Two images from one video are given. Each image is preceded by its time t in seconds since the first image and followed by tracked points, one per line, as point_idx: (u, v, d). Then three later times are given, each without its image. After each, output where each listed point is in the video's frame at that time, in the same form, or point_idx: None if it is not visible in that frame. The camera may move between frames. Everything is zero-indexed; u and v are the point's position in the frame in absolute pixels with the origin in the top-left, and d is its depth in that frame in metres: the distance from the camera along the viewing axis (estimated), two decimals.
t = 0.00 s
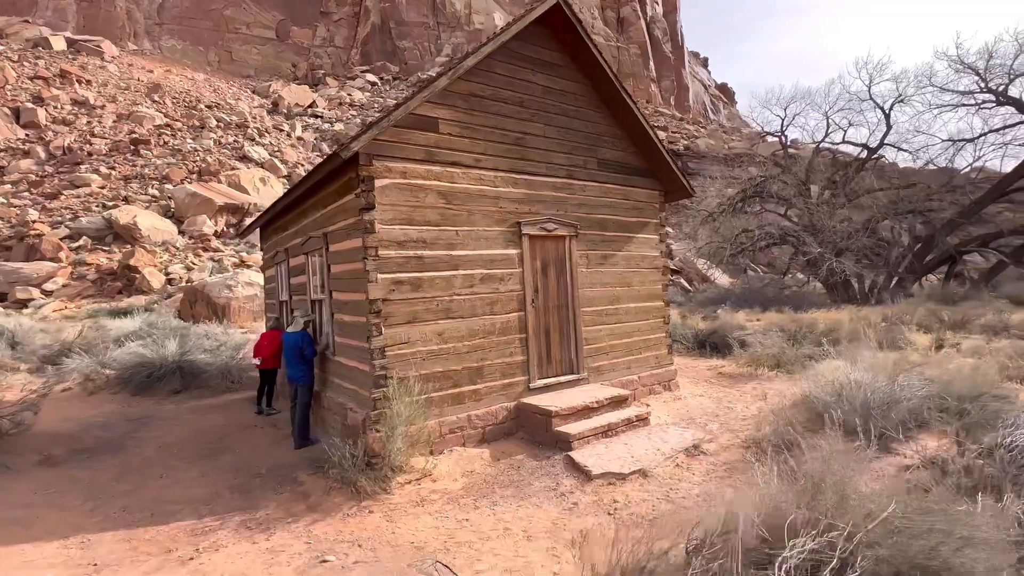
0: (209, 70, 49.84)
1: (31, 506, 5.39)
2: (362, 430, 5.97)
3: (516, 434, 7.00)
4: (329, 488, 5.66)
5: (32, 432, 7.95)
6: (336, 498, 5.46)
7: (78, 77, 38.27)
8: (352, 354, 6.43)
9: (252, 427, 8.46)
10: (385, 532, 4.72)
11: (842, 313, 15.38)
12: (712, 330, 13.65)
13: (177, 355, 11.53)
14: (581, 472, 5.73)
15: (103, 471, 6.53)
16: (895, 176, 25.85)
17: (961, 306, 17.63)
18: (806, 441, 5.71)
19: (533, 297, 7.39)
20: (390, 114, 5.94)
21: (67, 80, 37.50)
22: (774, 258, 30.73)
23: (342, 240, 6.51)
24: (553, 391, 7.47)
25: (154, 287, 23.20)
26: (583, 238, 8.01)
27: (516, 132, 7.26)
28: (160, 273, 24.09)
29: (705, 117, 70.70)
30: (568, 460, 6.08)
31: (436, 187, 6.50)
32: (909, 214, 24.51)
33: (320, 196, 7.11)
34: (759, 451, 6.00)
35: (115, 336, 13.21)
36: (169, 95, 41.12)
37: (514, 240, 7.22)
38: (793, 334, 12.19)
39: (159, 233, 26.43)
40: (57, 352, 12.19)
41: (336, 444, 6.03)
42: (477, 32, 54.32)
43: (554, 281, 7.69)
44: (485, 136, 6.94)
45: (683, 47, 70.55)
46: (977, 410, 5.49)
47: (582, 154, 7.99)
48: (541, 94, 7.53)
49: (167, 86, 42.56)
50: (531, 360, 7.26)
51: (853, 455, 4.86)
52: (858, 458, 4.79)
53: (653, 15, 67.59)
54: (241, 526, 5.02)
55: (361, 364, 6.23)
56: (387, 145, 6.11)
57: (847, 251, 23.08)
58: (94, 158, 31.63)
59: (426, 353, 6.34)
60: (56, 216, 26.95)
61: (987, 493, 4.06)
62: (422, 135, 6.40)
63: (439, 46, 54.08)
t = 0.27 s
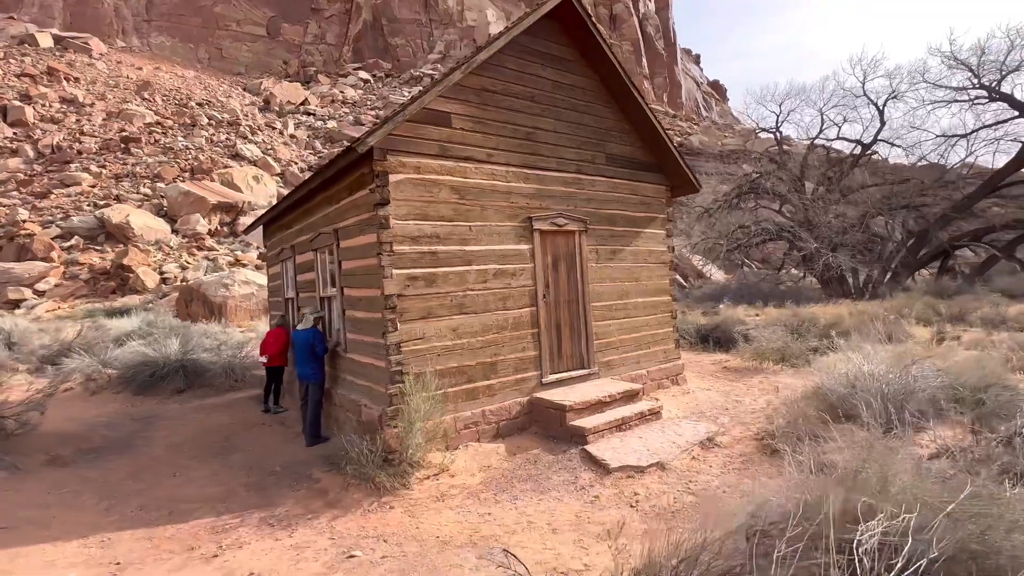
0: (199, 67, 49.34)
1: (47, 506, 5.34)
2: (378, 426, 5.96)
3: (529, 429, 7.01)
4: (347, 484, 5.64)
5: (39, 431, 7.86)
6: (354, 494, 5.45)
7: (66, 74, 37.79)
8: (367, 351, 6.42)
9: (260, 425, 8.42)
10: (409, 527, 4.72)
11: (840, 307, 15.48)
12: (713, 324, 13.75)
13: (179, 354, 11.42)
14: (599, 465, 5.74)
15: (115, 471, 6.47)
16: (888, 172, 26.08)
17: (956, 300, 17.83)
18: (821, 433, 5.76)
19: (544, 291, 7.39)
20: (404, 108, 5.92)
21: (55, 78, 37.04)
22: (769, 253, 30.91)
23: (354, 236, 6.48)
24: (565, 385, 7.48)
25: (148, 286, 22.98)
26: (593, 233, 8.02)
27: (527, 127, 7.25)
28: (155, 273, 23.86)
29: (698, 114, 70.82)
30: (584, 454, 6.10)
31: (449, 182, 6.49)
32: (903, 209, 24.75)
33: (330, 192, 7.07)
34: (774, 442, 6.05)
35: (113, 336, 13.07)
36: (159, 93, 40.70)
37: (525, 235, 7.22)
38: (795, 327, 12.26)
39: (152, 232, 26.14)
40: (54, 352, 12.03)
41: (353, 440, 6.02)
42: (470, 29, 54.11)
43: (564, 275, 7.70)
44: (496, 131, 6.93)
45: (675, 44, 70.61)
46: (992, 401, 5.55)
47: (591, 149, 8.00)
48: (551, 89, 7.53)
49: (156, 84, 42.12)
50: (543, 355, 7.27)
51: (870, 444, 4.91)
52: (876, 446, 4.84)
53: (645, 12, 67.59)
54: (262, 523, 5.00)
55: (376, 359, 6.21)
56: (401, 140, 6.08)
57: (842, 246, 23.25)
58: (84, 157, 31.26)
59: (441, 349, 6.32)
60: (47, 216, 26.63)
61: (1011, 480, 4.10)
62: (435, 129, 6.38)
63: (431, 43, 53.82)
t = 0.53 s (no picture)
0: (192, 66, 49.01)
1: (63, 509, 5.31)
2: (394, 425, 5.96)
3: (542, 427, 7.03)
4: (364, 483, 5.65)
5: (46, 434, 7.81)
6: (372, 494, 5.45)
7: (58, 74, 37.46)
8: (380, 350, 6.41)
9: (269, 425, 8.40)
10: (430, 526, 4.72)
11: (839, 304, 15.55)
12: (715, 322, 13.82)
13: (182, 355, 11.37)
14: (616, 462, 5.76)
15: (128, 472, 6.44)
16: (884, 170, 26.27)
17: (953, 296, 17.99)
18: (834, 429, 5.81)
19: (555, 290, 7.41)
20: (419, 108, 5.91)
21: (47, 77, 36.71)
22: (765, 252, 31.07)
23: (367, 236, 6.48)
24: (576, 384, 7.51)
25: (145, 287, 22.81)
26: (602, 232, 8.05)
27: (538, 125, 7.27)
28: (151, 273, 23.69)
29: (692, 113, 70.93)
30: (600, 452, 6.11)
31: (462, 181, 6.50)
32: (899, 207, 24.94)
33: (341, 191, 7.06)
34: (786, 439, 6.10)
35: (114, 337, 12.98)
36: (152, 92, 40.41)
37: (537, 234, 7.23)
38: (797, 325, 12.32)
39: (148, 232, 25.94)
40: (55, 354, 11.93)
41: (369, 439, 6.02)
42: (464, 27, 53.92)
43: (575, 274, 7.73)
44: (508, 130, 6.94)
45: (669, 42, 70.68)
46: (1004, 396, 5.61)
47: (599, 147, 8.03)
48: (561, 88, 7.55)
49: (149, 83, 41.81)
50: (555, 353, 7.30)
51: (887, 439, 4.96)
52: (893, 441, 4.90)
53: (640, 11, 67.62)
54: (281, 524, 5.00)
55: (390, 359, 6.21)
56: (415, 139, 6.08)
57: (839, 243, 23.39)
58: (77, 157, 31.01)
59: (455, 348, 6.33)
60: (40, 216, 26.39)
61: None
62: (448, 129, 6.38)
63: (426, 41, 53.60)
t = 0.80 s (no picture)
0: (185, 66, 48.71)
1: (75, 510, 5.28)
2: (405, 424, 5.95)
3: (551, 425, 7.05)
4: (376, 482, 5.64)
5: (51, 435, 7.74)
6: (386, 492, 5.44)
7: (49, 73, 37.17)
8: (390, 349, 6.41)
9: (275, 425, 8.37)
10: (447, 524, 4.72)
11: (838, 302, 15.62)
12: (716, 320, 13.89)
13: (184, 355, 11.29)
14: (628, 459, 5.78)
15: (136, 472, 6.41)
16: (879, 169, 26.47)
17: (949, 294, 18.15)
18: (843, 428, 5.88)
19: (563, 289, 7.43)
20: (430, 107, 5.92)
21: (38, 76, 36.41)
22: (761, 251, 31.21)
23: (377, 234, 6.47)
24: (584, 382, 7.54)
25: (140, 287, 22.62)
26: (608, 230, 8.08)
27: (545, 124, 7.29)
28: (147, 274, 23.50)
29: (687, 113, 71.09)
30: (610, 449, 6.14)
31: (472, 180, 6.51)
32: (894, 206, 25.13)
33: (349, 190, 7.05)
34: (795, 435, 6.17)
35: (113, 338, 12.89)
36: (145, 91, 40.15)
37: (545, 233, 7.25)
38: (798, 323, 12.38)
39: (143, 233, 25.74)
40: (54, 355, 11.80)
41: (380, 438, 6.02)
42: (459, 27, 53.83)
43: (582, 272, 7.75)
44: (517, 129, 6.96)
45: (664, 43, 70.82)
46: (1013, 392, 5.66)
47: (605, 146, 8.07)
48: (568, 87, 7.57)
49: (142, 82, 41.53)
50: (563, 352, 7.32)
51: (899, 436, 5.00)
52: (907, 437, 4.93)
53: (634, 11, 67.71)
54: (296, 523, 4.99)
55: (401, 358, 6.21)
56: (426, 138, 6.08)
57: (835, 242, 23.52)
58: (70, 157, 30.76)
59: (466, 347, 6.34)
60: (33, 217, 26.16)
61: None
62: (458, 128, 6.38)
63: (421, 41, 53.47)
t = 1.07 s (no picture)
0: (179, 65, 48.41)
1: (86, 509, 5.23)
2: (418, 421, 5.94)
3: (560, 423, 7.06)
4: (389, 480, 5.61)
5: (55, 435, 7.66)
6: (400, 490, 5.42)
7: (42, 72, 36.87)
8: (401, 347, 6.38)
9: (281, 424, 8.33)
10: (464, 521, 4.71)
11: (837, 301, 15.69)
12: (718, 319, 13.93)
13: (186, 355, 11.20)
14: (641, 457, 5.78)
15: (145, 471, 6.36)
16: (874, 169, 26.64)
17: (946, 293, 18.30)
18: (853, 425, 5.91)
19: (572, 287, 7.43)
20: (443, 104, 5.91)
21: (31, 75, 36.12)
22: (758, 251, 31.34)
23: (387, 232, 6.45)
24: (592, 380, 7.55)
25: (137, 287, 22.40)
26: (616, 229, 8.09)
27: (554, 122, 7.30)
28: (143, 274, 23.27)
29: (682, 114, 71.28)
30: (622, 446, 6.15)
31: (482, 178, 6.49)
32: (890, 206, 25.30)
33: (357, 189, 7.03)
34: (805, 431, 6.20)
35: (113, 337, 12.80)
36: (139, 90, 39.88)
37: (554, 231, 7.25)
38: (800, 322, 12.43)
39: (139, 233, 25.53)
40: (54, 356, 11.65)
41: (393, 436, 6.00)
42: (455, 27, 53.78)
43: (590, 270, 7.76)
44: (526, 127, 6.96)
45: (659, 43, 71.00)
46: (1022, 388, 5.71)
47: (613, 145, 8.09)
48: (576, 85, 7.58)
49: (136, 81, 41.27)
50: (572, 350, 7.32)
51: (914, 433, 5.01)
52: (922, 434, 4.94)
53: (629, 12, 67.84)
54: (312, 521, 4.97)
55: (412, 356, 6.20)
56: (438, 135, 6.07)
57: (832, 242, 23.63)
58: (64, 156, 30.52)
59: (477, 345, 6.34)
60: (27, 216, 25.93)
61: None
62: (469, 125, 6.37)
63: (417, 41, 53.38)
